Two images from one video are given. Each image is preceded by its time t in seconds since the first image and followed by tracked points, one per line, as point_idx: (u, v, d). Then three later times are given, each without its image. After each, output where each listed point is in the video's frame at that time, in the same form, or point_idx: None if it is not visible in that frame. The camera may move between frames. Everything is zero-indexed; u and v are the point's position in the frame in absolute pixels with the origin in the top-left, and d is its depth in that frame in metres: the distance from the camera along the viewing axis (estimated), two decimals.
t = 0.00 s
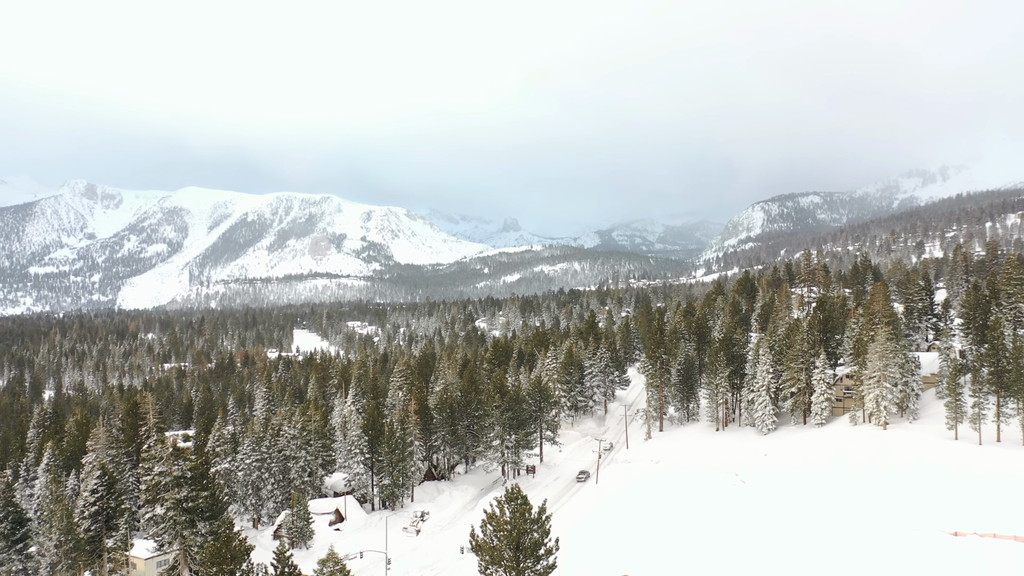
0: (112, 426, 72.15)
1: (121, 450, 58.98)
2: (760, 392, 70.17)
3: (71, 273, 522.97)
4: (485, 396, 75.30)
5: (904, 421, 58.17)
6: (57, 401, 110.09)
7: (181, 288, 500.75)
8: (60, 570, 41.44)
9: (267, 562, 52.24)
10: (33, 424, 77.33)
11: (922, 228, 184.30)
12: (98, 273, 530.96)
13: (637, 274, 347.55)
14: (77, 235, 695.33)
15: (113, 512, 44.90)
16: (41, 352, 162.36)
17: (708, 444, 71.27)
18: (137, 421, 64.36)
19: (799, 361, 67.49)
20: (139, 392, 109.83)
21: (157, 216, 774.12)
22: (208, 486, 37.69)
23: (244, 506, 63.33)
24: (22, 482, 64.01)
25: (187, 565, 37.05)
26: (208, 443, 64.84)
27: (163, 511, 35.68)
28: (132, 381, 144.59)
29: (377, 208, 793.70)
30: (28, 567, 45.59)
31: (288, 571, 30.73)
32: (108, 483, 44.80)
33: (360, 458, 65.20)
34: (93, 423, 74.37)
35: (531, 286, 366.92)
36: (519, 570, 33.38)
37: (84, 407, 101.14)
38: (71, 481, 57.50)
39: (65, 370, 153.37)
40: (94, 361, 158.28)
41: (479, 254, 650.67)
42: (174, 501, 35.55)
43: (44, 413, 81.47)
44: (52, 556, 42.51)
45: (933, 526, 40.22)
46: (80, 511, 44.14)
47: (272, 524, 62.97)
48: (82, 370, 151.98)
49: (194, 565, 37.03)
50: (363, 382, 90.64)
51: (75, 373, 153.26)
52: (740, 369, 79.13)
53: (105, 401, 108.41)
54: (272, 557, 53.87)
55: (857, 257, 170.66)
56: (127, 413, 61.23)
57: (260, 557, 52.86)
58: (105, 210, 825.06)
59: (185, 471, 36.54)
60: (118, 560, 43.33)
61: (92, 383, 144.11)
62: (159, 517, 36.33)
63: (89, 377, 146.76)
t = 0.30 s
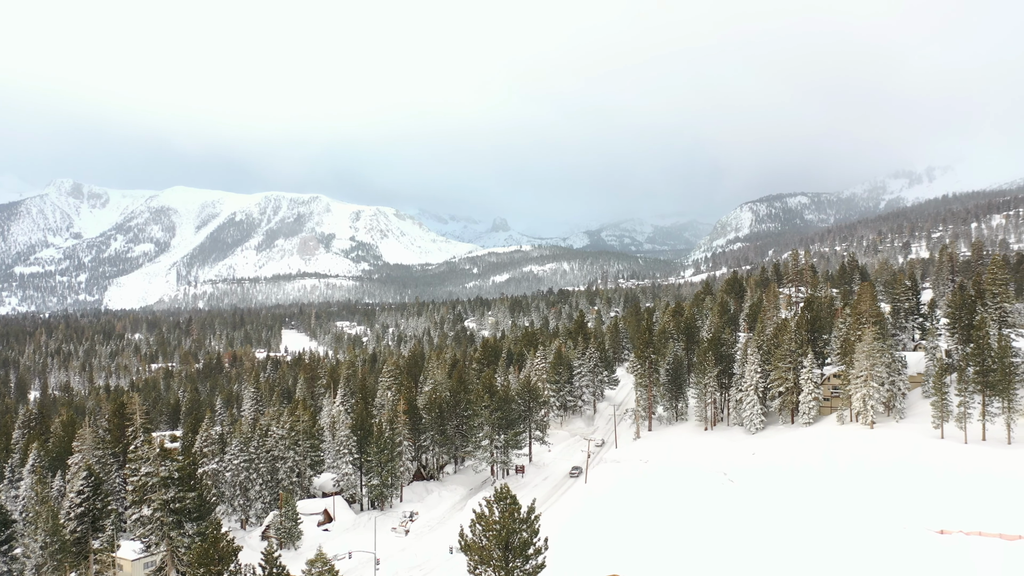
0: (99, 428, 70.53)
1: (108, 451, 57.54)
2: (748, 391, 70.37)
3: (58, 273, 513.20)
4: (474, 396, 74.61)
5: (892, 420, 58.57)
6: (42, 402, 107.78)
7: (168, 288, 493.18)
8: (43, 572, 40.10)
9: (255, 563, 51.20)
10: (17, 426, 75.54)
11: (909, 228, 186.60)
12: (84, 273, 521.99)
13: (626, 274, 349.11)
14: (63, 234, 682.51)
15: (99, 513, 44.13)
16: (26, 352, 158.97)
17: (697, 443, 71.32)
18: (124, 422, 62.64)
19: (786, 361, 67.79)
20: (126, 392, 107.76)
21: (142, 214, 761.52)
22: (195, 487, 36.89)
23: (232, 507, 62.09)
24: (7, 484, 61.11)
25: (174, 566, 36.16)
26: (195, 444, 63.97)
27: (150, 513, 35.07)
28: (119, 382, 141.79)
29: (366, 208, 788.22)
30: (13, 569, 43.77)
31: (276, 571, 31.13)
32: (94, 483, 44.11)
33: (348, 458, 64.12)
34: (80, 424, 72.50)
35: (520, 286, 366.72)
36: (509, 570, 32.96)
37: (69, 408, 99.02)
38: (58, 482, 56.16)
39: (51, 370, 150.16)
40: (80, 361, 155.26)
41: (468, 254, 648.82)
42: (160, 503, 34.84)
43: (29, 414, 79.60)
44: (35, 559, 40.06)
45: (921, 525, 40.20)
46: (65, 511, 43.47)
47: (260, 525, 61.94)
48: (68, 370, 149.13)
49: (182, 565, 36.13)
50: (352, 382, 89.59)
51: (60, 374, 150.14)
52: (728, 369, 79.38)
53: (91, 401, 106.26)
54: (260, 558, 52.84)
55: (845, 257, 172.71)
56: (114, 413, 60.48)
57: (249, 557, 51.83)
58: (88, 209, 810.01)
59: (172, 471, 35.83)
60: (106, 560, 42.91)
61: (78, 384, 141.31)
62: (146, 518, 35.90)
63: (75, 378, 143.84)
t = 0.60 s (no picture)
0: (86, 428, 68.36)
1: (94, 451, 55.47)
2: (737, 391, 70.55)
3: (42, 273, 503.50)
4: (463, 395, 73.93)
5: (879, 419, 59.05)
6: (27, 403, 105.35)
7: (155, 288, 485.24)
8: None
9: (243, 563, 50.13)
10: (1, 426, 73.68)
11: (895, 229, 189.03)
12: (70, 273, 512.51)
13: (615, 274, 350.39)
14: (48, 233, 670.07)
15: (86, 515, 43.00)
16: (10, 353, 155.34)
17: (686, 442, 71.41)
18: (110, 422, 60.65)
19: (775, 360, 68.07)
20: (112, 393, 105.61)
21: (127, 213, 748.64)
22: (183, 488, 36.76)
23: (220, 508, 60.51)
24: None
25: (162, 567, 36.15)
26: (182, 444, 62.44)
27: (137, 514, 34.56)
28: (106, 382, 138.94)
29: (355, 208, 782.61)
30: None
31: (265, 572, 30.56)
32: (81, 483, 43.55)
33: (337, 458, 63.37)
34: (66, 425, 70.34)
35: (509, 286, 366.29)
36: (498, 570, 32.39)
37: (54, 409, 96.86)
38: (43, 483, 54.23)
39: (35, 371, 146.93)
40: (66, 362, 152.03)
41: (458, 254, 646.70)
42: (148, 503, 34.37)
43: (14, 414, 77.65)
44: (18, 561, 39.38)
45: (907, 523, 40.39)
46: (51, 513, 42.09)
47: (248, 525, 60.77)
48: (53, 371, 145.92)
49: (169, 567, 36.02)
50: (340, 382, 88.48)
51: (45, 374, 146.98)
52: (717, 369, 79.55)
53: (77, 402, 104.09)
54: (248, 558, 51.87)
55: (832, 257, 174.68)
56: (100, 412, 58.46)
57: (237, 559, 50.67)
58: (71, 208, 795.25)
59: (160, 472, 35.35)
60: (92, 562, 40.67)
61: (64, 385, 138.48)
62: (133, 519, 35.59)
63: (61, 379, 140.95)
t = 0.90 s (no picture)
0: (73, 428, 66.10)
1: (81, 451, 53.27)
2: (726, 390, 70.78)
3: (27, 273, 494.20)
4: (452, 395, 73.27)
5: (866, 418, 59.46)
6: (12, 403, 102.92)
7: (141, 288, 477.22)
8: None
9: (230, 564, 49.07)
10: None
11: (882, 229, 191.44)
12: (56, 273, 503.28)
13: (605, 274, 351.41)
14: (33, 232, 657.74)
15: (72, 516, 41.53)
16: None
17: (675, 442, 71.47)
18: (96, 422, 58.74)
19: (763, 359, 68.40)
20: (99, 393, 103.52)
21: (111, 212, 735.87)
22: (171, 489, 35.59)
23: (208, 509, 59.66)
24: None
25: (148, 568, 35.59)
26: (170, 444, 61.98)
27: (124, 515, 33.83)
28: (93, 383, 136.38)
29: (343, 207, 776.67)
30: None
31: (253, 572, 30.56)
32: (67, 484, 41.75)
33: (326, 459, 62.57)
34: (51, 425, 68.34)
35: (499, 286, 365.78)
36: (487, 569, 31.93)
37: (39, 409, 94.79)
38: (28, 484, 53.21)
39: (20, 372, 143.69)
40: (52, 362, 149.05)
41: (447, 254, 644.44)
42: (135, 504, 33.65)
43: None
44: None
45: (894, 521, 40.51)
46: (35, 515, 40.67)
47: (237, 526, 59.65)
48: (39, 371, 143.08)
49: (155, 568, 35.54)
50: (329, 382, 87.41)
51: (31, 375, 143.90)
52: (705, 368, 79.73)
53: (63, 402, 101.99)
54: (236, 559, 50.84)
55: (820, 258, 176.59)
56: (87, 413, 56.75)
57: (225, 559, 49.62)
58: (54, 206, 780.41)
59: (147, 473, 34.60)
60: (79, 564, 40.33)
61: (50, 386, 135.64)
62: (119, 520, 34.85)
63: (47, 379, 138.11)
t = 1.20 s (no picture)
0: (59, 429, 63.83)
1: (67, 453, 52.31)
2: (715, 390, 70.91)
3: (13, 273, 485.65)
4: (442, 395, 72.55)
5: (853, 417, 59.85)
6: None
7: (127, 288, 468.87)
8: None
9: (218, 565, 48.02)
10: None
11: (869, 230, 193.83)
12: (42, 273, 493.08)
13: (594, 275, 352.53)
14: (21, 231, 646.22)
15: (58, 517, 40.99)
16: None
17: (664, 441, 71.52)
18: (83, 423, 58.20)
19: (752, 359, 68.60)
20: (84, 394, 101.48)
21: (97, 211, 724.34)
22: (158, 490, 34.63)
23: (196, 510, 58.91)
24: None
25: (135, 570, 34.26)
26: (158, 445, 61.51)
27: (110, 515, 32.79)
28: (79, 384, 133.70)
29: (332, 207, 770.76)
30: None
31: (241, 574, 30.62)
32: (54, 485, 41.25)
33: (315, 459, 61.54)
34: (32, 427, 65.73)
35: (488, 286, 365.23)
36: (476, 569, 31.40)
37: (23, 410, 92.67)
38: (13, 485, 52.89)
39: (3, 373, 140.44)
40: (37, 362, 146.00)
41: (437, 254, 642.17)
42: (121, 505, 32.58)
43: None
44: None
45: (881, 520, 40.63)
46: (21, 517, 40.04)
47: (225, 527, 58.48)
48: (24, 371, 140.09)
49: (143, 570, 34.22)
50: (318, 382, 86.28)
51: (14, 376, 140.69)
52: (695, 368, 79.85)
53: (47, 403, 99.83)
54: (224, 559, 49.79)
55: (808, 258, 178.54)
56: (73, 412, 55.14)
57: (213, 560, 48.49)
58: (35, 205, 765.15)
59: (134, 473, 33.49)
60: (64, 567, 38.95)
61: (35, 386, 132.82)
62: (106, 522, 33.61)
63: (32, 379, 135.25)
